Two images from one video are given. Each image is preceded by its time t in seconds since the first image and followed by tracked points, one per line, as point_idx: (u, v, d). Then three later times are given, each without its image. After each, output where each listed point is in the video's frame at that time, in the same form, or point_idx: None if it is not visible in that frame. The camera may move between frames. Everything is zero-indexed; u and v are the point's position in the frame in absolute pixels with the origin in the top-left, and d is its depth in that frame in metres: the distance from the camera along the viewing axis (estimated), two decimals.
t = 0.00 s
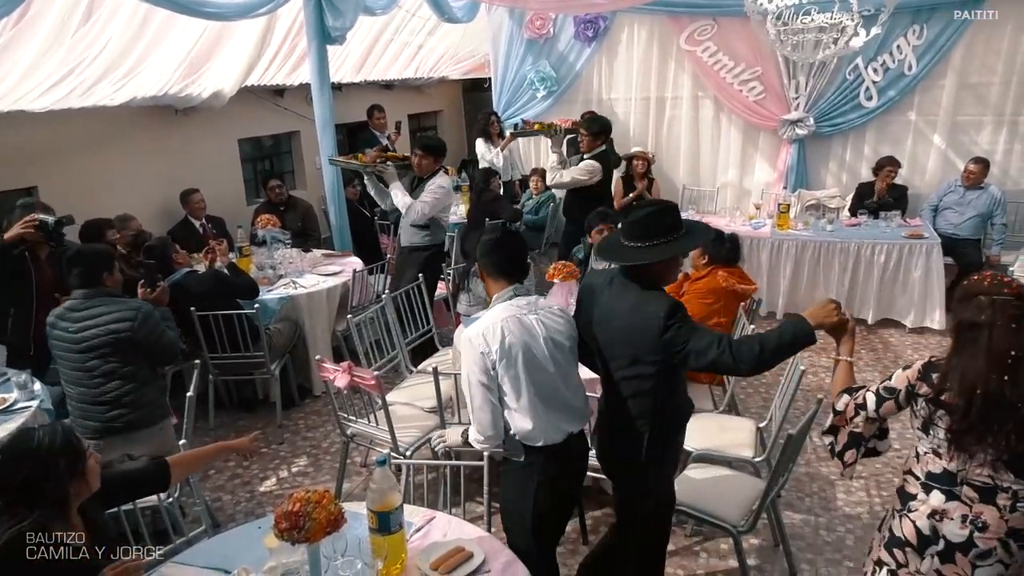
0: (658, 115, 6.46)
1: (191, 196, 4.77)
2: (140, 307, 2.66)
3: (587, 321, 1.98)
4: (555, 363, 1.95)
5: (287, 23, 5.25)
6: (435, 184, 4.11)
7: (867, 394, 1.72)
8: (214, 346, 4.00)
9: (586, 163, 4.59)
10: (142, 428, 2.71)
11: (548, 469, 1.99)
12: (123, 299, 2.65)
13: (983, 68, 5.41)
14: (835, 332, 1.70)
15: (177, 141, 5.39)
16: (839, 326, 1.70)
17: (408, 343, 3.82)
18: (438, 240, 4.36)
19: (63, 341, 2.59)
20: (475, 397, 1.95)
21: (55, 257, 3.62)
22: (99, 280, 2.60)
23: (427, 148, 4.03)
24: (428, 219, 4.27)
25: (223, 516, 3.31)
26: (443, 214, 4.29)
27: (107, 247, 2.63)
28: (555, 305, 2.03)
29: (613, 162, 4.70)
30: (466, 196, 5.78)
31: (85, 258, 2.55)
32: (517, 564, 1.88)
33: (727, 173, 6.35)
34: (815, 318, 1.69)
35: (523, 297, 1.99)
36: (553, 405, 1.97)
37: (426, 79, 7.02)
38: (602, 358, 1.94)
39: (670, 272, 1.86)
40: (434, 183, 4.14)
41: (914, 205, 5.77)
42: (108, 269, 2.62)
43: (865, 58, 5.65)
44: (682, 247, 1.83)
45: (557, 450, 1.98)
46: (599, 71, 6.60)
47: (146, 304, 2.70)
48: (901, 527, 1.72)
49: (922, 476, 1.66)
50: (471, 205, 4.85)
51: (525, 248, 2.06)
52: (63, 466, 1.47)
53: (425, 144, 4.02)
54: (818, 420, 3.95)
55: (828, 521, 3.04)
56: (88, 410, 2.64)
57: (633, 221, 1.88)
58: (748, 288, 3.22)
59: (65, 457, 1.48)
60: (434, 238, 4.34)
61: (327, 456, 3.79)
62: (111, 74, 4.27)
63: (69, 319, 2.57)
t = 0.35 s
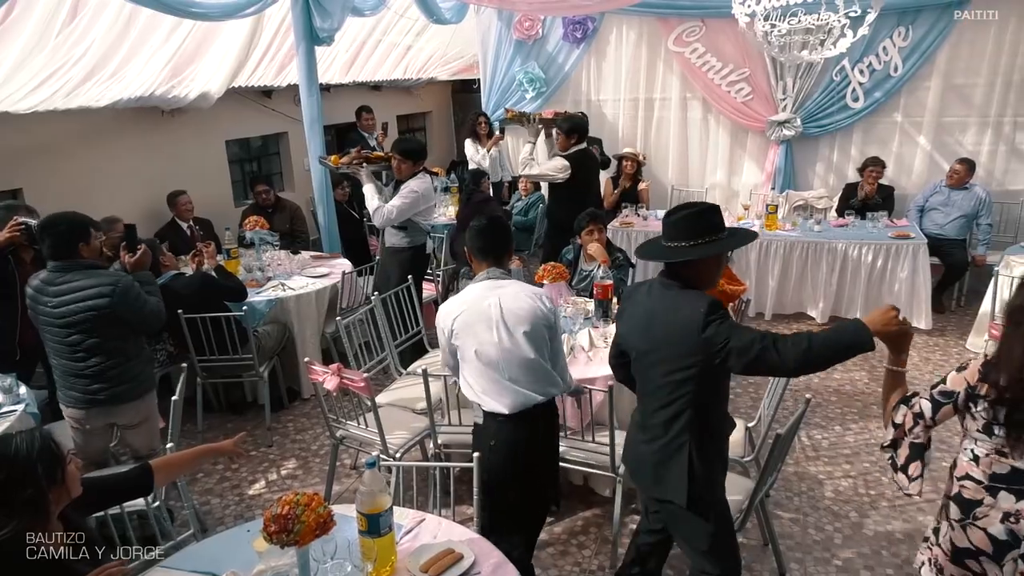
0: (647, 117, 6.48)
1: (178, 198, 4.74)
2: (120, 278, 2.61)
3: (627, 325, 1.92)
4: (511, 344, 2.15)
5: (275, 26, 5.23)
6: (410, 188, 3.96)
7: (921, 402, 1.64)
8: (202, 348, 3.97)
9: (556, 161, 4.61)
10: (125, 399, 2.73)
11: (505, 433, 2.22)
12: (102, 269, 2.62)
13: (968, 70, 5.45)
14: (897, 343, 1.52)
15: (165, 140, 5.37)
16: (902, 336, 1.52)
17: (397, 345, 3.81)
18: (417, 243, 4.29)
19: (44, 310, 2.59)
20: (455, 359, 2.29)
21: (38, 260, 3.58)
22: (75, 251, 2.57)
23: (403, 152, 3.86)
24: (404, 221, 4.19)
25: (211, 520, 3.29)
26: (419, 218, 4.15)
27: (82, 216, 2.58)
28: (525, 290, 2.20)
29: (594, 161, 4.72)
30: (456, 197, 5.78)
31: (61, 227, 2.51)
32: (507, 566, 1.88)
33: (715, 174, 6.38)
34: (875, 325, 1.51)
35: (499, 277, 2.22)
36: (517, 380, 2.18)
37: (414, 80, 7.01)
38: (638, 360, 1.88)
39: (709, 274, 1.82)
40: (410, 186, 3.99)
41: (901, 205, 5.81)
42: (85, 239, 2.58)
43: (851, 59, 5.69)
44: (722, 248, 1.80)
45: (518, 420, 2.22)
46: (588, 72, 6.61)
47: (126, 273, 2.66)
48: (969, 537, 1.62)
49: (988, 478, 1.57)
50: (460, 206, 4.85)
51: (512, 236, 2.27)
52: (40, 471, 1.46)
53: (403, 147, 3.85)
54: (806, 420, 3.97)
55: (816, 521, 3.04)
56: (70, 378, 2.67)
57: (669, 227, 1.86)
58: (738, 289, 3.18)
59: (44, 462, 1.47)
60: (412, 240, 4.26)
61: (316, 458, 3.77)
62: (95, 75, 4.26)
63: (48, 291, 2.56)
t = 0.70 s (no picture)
0: (635, 118, 6.50)
1: (164, 199, 4.71)
2: (104, 279, 2.58)
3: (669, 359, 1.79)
4: (481, 331, 2.18)
5: (261, 25, 5.25)
6: (395, 192, 3.94)
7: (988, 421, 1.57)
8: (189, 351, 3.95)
9: (544, 166, 4.60)
10: (112, 396, 2.72)
11: (463, 412, 2.25)
12: (85, 269, 2.59)
13: (952, 71, 5.50)
14: (938, 369, 1.59)
15: (152, 141, 5.34)
16: (944, 361, 1.59)
17: (386, 346, 3.80)
18: (405, 246, 4.28)
19: (27, 310, 2.58)
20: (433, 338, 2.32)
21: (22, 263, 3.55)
22: (57, 251, 2.53)
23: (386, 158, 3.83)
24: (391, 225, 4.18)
25: (199, 524, 3.27)
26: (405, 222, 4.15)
27: (65, 215, 2.55)
28: (512, 278, 2.23)
29: (584, 163, 4.72)
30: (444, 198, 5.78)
31: (42, 227, 2.48)
32: (496, 566, 1.88)
33: (703, 174, 6.40)
34: (918, 351, 1.60)
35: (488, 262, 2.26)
36: (479, 370, 2.21)
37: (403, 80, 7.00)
38: (688, 400, 1.75)
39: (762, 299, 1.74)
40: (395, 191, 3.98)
41: (887, 205, 5.86)
42: (68, 238, 2.55)
43: (837, 60, 5.73)
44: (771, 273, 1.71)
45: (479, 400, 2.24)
46: (576, 73, 6.62)
47: (110, 273, 2.63)
48: None
49: None
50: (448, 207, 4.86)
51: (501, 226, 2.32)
52: (20, 479, 1.45)
53: (386, 153, 3.82)
54: (793, 419, 3.98)
55: (804, 520, 3.06)
56: (55, 376, 2.66)
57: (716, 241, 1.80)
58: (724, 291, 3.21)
59: (23, 469, 1.45)
60: (400, 243, 4.26)
61: (305, 461, 3.75)
62: (80, 76, 4.18)
63: (30, 292, 2.54)
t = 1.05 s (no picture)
0: (622, 118, 6.51)
1: (149, 201, 4.67)
2: (87, 281, 2.56)
3: (737, 360, 1.69)
4: (441, 333, 2.20)
5: (248, 25, 5.22)
6: (376, 195, 3.87)
7: None
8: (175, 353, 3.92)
9: (524, 165, 4.55)
10: (97, 396, 2.70)
11: (427, 412, 2.25)
12: (69, 269, 2.56)
13: (936, 72, 5.56)
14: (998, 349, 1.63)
15: (137, 142, 5.31)
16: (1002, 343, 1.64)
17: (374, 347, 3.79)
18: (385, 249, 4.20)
19: (10, 312, 2.55)
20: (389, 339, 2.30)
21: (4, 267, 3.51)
22: (40, 252, 2.50)
23: (364, 159, 3.74)
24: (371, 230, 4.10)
25: (186, 527, 3.25)
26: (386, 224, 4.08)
27: (48, 215, 2.51)
28: (467, 280, 2.23)
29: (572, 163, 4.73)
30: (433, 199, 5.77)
31: (24, 227, 2.44)
32: (486, 567, 1.88)
33: (690, 175, 6.43)
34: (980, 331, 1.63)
35: (439, 264, 2.24)
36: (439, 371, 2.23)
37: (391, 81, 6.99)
38: (759, 403, 1.67)
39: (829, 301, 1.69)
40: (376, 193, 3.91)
41: (872, 205, 5.90)
42: (51, 239, 2.51)
43: (822, 61, 5.78)
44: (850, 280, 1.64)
45: (440, 401, 2.25)
46: (563, 74, 6.63)
47: (95, 273, 2.62)
48: None
49: None
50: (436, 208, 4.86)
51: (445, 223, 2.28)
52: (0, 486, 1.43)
53: (364, 154, 3.74)
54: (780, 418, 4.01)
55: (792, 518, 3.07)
56: (39, 377, 2.64)
57: (800, 231, 1.72)
58: (712, 291, 3.25)
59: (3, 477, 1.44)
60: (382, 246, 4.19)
61: (293, 463, 3.74)
62: (62, 76, 4.15)
63: (12, 294, 2.51)
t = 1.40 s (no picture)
0: (611, 119, 6.53)
1: (136, 203, 4.64)
2: (73, 282, 2.53)
3: (767, 371, 1.72)
4: (356, 334, 2.21)
5: (234, 25, 5.27)
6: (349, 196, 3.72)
7: None
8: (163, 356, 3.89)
9: (505, 169, 4.55)
10: (87, 398, 2.68)
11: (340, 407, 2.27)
12: (58, 270, 2.54)
13: (922, 72, 5.61)
14: None
15: (124, 143, 5.27)
16: None
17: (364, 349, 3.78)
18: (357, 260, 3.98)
19: None
20: (299, 343, 2.27)
21: None
22: (26, 253, 2.48)
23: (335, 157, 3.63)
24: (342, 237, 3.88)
25: (175, 531, 3.23)
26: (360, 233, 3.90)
27: (34, 217, 2.49)
28: (374, 279, 2.27)
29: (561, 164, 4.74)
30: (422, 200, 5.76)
31: (11, 228, 2.42)
32: (476, 568, 1.88)
33: (678, 175, 6.45)
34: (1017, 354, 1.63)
35: (348, 265, 2.26)
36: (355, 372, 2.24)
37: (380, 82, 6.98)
38: (795, 409, 1.70)
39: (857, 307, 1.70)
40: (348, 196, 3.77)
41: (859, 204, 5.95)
42: (39, 240, 2.50)
43: (809, 62, 5.80)
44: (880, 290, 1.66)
45: (353, 397, 2.27)
46: (552, 75, 6.64)
47: (82, 274, 2.60)
48: None
49: None
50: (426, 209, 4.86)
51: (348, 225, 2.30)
52: None
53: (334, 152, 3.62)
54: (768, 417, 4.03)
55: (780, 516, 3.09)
56: (27, 380, 2.62)
57: (824, 235, 1.73)
58: (700, 291, 3.28)
59: None
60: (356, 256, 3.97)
61: (283, 466, 3.72)
62: (46, 76, 4.12)
63: None
